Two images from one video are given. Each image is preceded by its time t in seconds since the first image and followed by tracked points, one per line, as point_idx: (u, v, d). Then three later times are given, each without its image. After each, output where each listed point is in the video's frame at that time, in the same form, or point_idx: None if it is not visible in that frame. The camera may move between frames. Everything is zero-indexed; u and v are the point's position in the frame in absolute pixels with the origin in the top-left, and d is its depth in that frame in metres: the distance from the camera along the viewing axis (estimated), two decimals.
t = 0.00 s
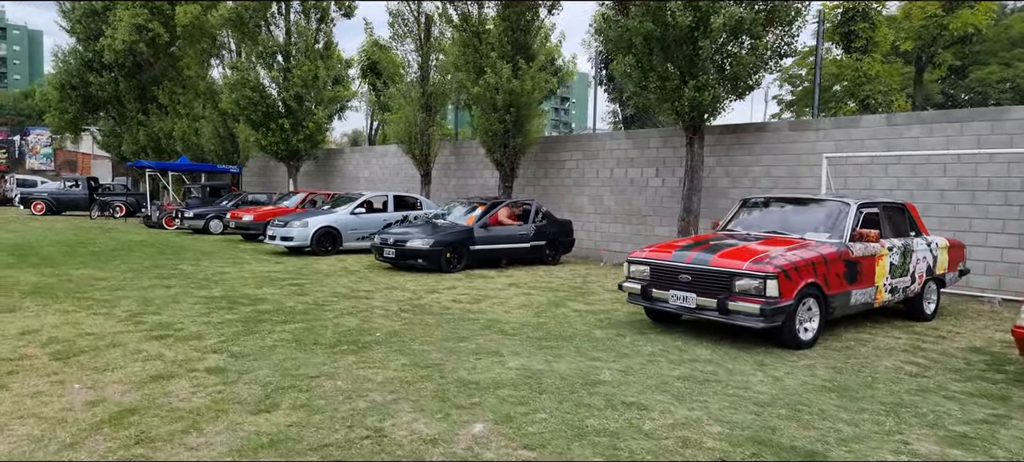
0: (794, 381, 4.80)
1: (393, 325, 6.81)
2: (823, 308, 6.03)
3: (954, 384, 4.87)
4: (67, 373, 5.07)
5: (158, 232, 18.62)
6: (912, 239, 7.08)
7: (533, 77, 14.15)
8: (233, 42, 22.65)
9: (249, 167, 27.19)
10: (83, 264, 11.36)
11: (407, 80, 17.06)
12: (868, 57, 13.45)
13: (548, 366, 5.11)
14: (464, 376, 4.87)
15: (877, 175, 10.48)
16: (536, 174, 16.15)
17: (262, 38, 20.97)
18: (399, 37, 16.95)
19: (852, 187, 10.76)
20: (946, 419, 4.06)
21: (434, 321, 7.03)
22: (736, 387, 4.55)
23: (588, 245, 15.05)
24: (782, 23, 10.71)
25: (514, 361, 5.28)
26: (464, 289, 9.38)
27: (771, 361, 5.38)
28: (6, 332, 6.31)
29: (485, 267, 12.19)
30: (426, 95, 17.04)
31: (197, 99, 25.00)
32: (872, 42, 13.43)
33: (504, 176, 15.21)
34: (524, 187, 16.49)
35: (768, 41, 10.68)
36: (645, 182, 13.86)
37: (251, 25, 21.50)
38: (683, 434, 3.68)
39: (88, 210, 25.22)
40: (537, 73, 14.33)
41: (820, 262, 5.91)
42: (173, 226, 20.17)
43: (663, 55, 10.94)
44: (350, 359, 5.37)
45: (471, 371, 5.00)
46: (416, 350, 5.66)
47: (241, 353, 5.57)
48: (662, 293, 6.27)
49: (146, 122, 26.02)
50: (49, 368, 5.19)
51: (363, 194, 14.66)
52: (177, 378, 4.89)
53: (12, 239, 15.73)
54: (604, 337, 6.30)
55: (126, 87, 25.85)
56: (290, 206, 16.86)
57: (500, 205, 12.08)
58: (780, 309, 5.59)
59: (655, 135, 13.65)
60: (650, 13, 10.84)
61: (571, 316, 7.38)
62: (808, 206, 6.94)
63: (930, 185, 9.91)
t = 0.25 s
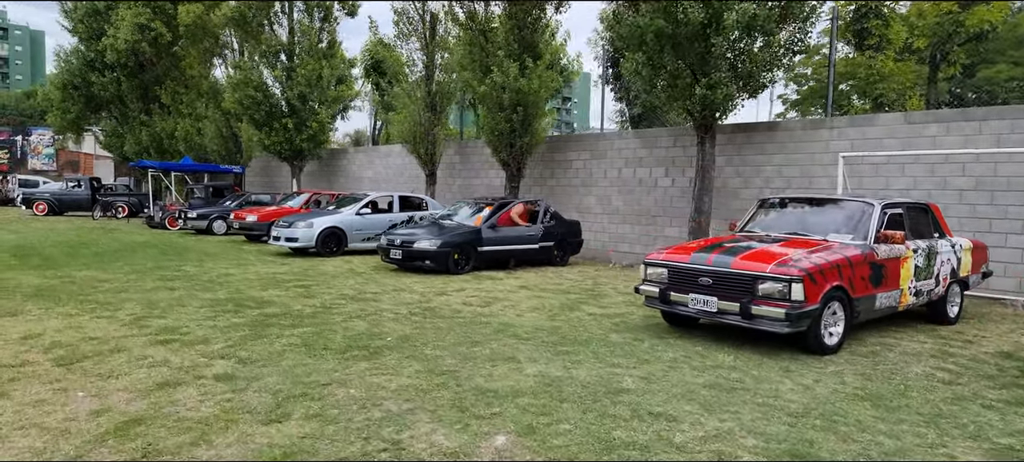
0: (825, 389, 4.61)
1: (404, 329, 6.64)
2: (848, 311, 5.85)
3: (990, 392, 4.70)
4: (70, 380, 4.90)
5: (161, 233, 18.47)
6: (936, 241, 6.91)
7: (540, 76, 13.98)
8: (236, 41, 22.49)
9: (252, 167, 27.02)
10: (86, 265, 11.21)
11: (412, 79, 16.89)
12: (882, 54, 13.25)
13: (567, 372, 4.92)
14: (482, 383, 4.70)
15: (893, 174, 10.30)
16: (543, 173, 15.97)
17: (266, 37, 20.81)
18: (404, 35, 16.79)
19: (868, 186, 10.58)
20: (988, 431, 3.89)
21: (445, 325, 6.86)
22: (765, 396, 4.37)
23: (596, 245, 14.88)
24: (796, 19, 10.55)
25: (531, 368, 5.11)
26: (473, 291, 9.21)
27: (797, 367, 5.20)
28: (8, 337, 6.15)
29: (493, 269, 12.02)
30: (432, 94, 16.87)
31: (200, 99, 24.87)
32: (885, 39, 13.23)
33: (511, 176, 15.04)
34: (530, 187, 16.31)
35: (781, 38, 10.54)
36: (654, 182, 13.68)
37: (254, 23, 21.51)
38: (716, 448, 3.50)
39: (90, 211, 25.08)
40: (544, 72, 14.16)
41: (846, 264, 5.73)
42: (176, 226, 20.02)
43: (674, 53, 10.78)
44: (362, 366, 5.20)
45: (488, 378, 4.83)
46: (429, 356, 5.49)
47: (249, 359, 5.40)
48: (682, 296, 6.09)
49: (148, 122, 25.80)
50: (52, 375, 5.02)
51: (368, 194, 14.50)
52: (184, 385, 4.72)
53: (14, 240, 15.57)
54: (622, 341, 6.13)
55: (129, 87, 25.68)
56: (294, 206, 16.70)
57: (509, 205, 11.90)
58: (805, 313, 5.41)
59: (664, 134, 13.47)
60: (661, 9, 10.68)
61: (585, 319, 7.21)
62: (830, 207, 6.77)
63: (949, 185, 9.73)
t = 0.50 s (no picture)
0: (862, 400, 4.41)
1: (416, 334, 6.45)
2: (877, 317, 5.65)
3: None
4: (73, 388, 4.71)
5: (164, 234, 18.30)
6: (964, 243, 6.72)
7: (548, 75, 13.81)
8: (240, 40, 22.35)
9: (255, 167, 26.84)
10: (88, 267, 11.04)
11: (418, 78, 16.73)
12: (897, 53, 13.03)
13: (590, 381, 4.72)
14: (503, 392, 4.50)
15: (911, 174, 10.08)
16: (550, 174, 15.78)
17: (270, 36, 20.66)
18: (409, 34, 16.62)
19: (884, 187, 10.37)
20: None
21: (459, 330, 6.67)
22: (801, 407, 4.17)
23: (605, 247, 14.68)
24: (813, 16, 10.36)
25: (552, 376, 4.91)
26: (484, 294, 9.02)
27: (829, 375, 5.00)
28: (9, 342, 5.97)
29: (501, 270, 11.83)
30: (438, 93, 16.69)
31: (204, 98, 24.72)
32: (900, 37, 13.01)
33: (518, 176, 14.85)
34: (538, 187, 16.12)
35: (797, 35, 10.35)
36: (665, 182, 13.48)
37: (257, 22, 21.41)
38: None
39: (92, 211, 24.91)
40: (552, 70, 13.99)
41: (876, 268, 5.53)
42: (179, 227, 19.84)
43: (687, 51, 10.64)
44: (376, 373, 5.01)
45: (508, 386, 4.63)
46: (445, 363, 5.29)
47: (259, 367, 5.21)
48: (704, 300, 5.89)
49: (151, 122, 25.67)
50: (54, 383, 4.84)
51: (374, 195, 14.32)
52: (192, 394, 4.53)
53: (16, 241, 15.41)
54: (643, 347, 5.92)
55: (131, 86, 25.53)
56: (298, 207, 16.52)
57: (519, 206, 11.67)
58: (835, 319, 5.21)
59: (675, 134, 13.26)
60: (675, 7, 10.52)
61: (602, 324, 7.02)
62: (855, 208, 6.58)
63: (969, 186, 9.52)
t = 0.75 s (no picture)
0: (896, 405, 4.24)
1: (428, 335, 6.30)
2: (905, 319, 5.48)
3: None
4: (78, 393, 4.56)
5: (167, 234, 18.16)
6: (989, 243, 6.57)
7: (557, 73, 13.66)
8: (245, 39, 22.22)
9: (258, 166, 26.70)
10: (91, 267, 10.89)
11: (424, 77, 16.61)
12: (910, 51, 12.85)
13: (612, 385, 4.55)
14: (523, 397, 4.35)
15: (927, 173, 9.91)
16: (557, 173, 15.62)
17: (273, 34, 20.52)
18: (415, 33, 16.53)
19: (900, 185, 10.18)
20: None
21: (471, 331, 6.52)
22: (834, 413, 4.01)
23: (613, 247, 14.53)
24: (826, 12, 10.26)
25: (572, 379, 4.75)
26: (494, 295, 8.87)
27: (859, 380, 4.84)
28: (11, 344, 5.82)
29: (510, 271, 11.68)
30: (444, 92, 16.55)
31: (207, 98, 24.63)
32: (913, 34, 12.83)
33: (525, 175, 14.71)
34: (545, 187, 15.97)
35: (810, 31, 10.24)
36: (674, 181, 13.31)
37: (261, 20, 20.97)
38: None
39: (95, 211, 24.79)
40: (560, 68, 13.85)
41: (903, 268, 5.38)
42: (182, 227, 19.71)
43: (700, 48, 10.50)
44: (390, 377, 4.84)
45: (528, 391, 4.48)
46: (460, 366, 5.13)
47: (268, 371, 5.05)
48: (726, 301, 5.72)
49: (153, 122, 25.54)
50: (58, 386, 4.69)
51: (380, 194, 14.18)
52: (201, 399, 4.37)
53: (18, 241, 15.28)
54: (662, 349, 5.77)
55: (134, 86, 25.40)
56: (303, 206, 16.38)
57: (529, 205, 11.55)
58: (863, 321, 5.05)
59: (684, 132, 13.10)
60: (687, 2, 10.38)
61: (617, 325, 6.86)
62: (877, 207, 6.42)
63: (988, 184, 9.34)
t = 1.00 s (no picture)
0: (941, 420, 4.05)
1: (442, 342, 6.11)
2: (939, 326, 5.30)
3: None
4: (83, 405, 4.37)
5: (170, 235, 17.99)
6: (1020, 247, 6.38)
7: (566, 72, 13.49)
8: (248, 38, 22.06)
9: (261, 167, 26.52)
10: (95, 270, 10.72)
11: (430, 77, 16.44)
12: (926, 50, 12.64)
13: (639, 396, 4.35)
14: (548, 410, 4.15)
15: (947, 174, 9.70)
16: (565, 173, 15.44)
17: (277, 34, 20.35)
18: (421, 32, 16.36)
19: (919, 187, 9.98)
20: None
21: (486, 338, 6.33)
22: (878, 428, 3.82)
23: (623, 248, 14.34)
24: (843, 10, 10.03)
25: (597, 390, 4.56)
26: (506, 299, 8.69)
27: (896, 391, 4.65)
28: (14, 352, 5.64)
29: (519, 273, 11.50)
30: (450, 92, 16.36)
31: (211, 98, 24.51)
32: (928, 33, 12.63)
33: (533, 176, 14.51)
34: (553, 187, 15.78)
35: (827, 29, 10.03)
36: (685, 182, 13.11)
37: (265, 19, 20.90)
38: None
39: (97, 212, 24.63)
40: (569, 67, 13.66)
41: (937, 274, 5.19)
42: (185, 228, 19.53)
43: (712, 47, 10.30)
44: (407, 388, 4.65)
45: (552, 403, 4.29)
46: (479, 375, 4.94)
47: (281, 381, 4.86)
48: (752, 308, 5.53)
49: (156, 122, 25.37)
50: (62, 398, 4.50)
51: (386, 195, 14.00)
52: (212, 413, 4.18)
53: (20, 243, 15.10)
54: (686, 357, 5.58)
55: (136, 86, 25.23)
56: (308, 208, 16.21)
57: (540, 206, 11.37)
58: (898, 329, 4.86)
59: (695, 132, 12.90)
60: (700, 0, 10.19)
61: (636, 331, 6.67)
62: (904, 210, 6.24)
63: (1010, 185, 9.12)
